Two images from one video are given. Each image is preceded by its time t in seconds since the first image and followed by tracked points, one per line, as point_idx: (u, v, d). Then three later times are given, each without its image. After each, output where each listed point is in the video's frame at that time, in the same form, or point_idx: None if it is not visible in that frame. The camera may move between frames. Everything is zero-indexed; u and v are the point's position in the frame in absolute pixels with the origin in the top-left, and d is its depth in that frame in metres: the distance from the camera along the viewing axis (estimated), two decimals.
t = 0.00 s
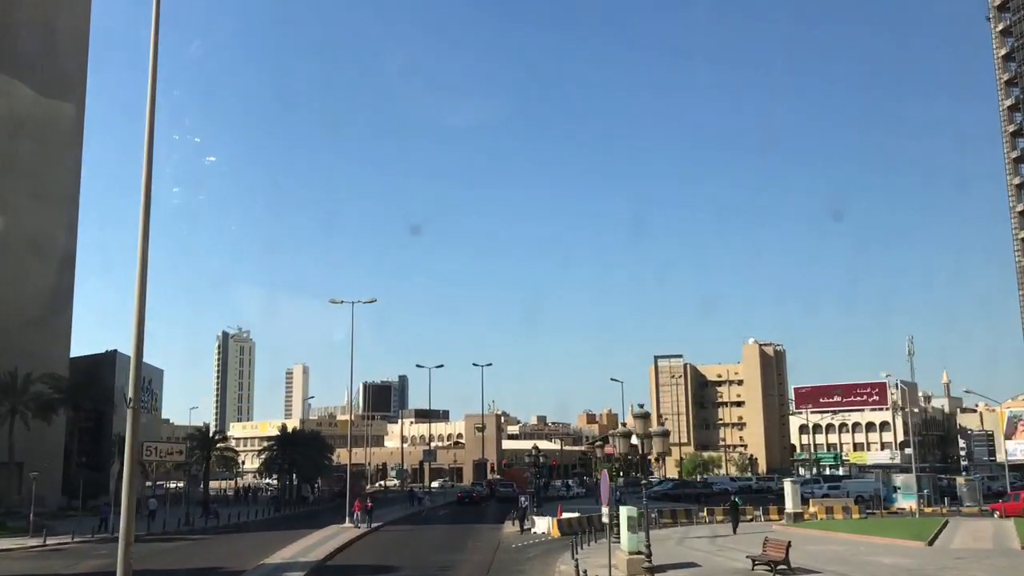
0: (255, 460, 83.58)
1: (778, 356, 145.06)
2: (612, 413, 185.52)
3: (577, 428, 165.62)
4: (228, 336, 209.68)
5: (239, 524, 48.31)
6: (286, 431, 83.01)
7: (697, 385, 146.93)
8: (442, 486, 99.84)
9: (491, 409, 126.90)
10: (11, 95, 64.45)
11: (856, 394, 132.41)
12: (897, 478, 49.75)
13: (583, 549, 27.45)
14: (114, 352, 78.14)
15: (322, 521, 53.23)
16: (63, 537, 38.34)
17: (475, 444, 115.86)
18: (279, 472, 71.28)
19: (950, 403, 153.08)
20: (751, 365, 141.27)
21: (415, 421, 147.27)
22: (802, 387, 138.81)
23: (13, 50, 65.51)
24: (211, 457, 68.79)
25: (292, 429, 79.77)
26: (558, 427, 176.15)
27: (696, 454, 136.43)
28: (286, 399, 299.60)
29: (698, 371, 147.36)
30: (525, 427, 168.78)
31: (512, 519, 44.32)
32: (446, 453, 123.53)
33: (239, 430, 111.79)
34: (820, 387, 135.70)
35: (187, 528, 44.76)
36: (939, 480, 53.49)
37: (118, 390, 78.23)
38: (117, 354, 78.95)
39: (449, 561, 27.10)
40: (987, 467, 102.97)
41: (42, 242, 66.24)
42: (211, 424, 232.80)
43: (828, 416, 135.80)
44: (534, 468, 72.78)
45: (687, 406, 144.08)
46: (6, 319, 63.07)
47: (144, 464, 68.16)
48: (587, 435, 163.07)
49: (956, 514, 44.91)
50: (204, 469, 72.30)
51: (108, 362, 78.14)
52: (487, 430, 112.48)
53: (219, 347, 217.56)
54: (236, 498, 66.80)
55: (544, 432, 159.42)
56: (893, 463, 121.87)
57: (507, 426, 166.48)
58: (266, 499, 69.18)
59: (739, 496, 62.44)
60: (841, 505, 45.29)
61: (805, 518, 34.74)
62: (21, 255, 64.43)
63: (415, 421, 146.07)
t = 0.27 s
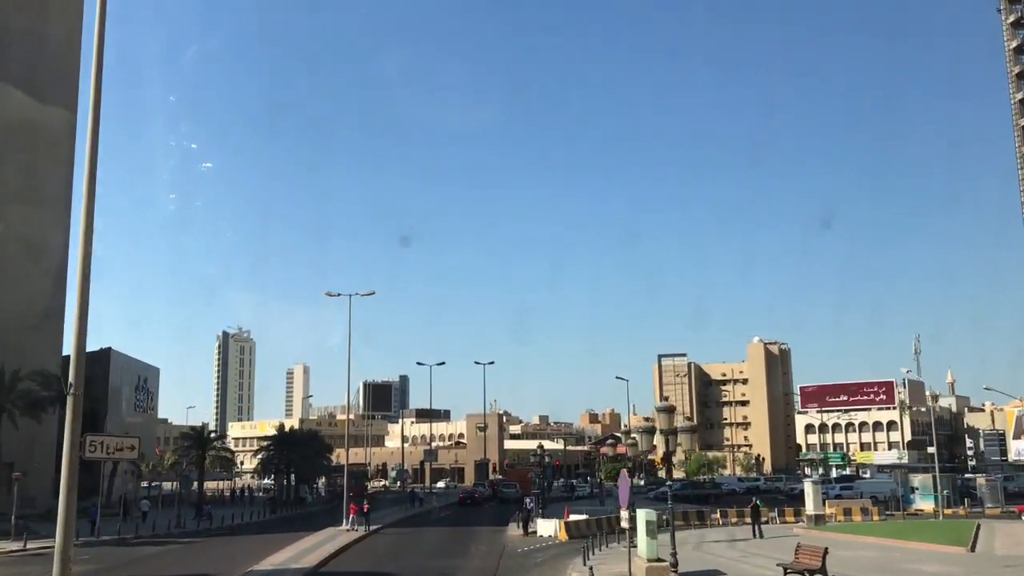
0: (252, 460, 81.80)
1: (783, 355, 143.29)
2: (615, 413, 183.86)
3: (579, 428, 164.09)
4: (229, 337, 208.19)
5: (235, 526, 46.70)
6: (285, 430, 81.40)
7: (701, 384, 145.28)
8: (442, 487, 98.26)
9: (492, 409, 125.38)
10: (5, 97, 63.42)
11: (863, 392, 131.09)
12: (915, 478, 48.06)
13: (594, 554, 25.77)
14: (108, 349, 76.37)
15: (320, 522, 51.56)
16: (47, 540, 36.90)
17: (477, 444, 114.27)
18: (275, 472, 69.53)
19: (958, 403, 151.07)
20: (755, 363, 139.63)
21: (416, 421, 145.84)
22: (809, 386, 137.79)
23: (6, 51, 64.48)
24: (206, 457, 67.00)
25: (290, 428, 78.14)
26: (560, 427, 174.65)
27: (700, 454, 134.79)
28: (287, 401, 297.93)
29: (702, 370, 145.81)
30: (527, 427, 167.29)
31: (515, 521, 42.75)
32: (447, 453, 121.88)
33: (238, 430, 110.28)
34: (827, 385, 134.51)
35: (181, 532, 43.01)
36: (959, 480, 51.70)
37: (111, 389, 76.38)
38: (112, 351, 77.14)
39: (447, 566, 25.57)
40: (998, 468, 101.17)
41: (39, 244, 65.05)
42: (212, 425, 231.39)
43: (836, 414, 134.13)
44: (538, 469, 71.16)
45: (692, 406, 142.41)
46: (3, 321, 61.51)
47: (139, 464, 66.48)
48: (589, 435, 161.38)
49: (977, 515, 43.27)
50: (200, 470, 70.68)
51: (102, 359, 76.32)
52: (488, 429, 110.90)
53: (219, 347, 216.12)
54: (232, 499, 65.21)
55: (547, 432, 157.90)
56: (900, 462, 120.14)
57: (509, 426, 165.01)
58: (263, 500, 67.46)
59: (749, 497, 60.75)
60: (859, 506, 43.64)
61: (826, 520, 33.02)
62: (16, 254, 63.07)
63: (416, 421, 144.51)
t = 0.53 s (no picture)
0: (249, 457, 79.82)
1: (789, 350, 141.41)
2: (619, 410, 181.96)
3: (582, 425, 162.20)
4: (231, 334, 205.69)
5: (227, 526, 44.75)
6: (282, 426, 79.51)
7: (705, 380, 143.33)
8: (444, 485, 96.37)
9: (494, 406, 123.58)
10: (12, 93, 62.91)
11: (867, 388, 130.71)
12: (935, 475, 46.20)
13: (608, 558, 23.76)
14: (102, 344, 74.44)
15: (315, 522, 49.63)
16: (27, 540, 35.02)
17: (479, 441, 112.36)
18: (272, 470, 67.56)
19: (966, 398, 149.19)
20: (761, 359, 137.75)
21: (418, 418, 144.06)
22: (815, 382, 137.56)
23: None
24: (200, 455, 65.05)
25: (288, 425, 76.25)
26: (563, 424, 172.80)
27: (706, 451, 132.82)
28: (289, 396, 296.56)
29: (707, 366, 143.99)
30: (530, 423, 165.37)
31: (520, 521, 40.84)
32: (448, 450, 119.97)
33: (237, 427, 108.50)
34: (836, 380, 134.11)
35: (172, 531, 41.01)
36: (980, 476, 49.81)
37: (106, 385, 74.22)
38: (106, 346, 75.17)
39: (448, 571, 23.72)
40: (1010, 464, 99.25)
41: (46, 236, 64.46)
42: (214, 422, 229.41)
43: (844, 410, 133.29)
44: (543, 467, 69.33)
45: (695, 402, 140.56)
46: None
47: (133, 461, 64.60)
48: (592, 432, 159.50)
49: (1002, 513, 41.48)
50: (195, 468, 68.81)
51: (95, 355, 74.33)
52: (490, 426, 109.07)
53: (221, 344, 213.63)
54: (228, 497, 63.34)
55: (550, 429, 156.07)
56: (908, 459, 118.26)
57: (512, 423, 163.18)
58: (259, 499, 65.53)
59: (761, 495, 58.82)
60: (880, 505, 41.80)
61: (850, 521, 31.12)
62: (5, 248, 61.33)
63: (417, 418, 142.68)
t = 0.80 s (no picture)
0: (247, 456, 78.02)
1: (796, 346, 139.57)
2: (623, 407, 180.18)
3: (586, 422, 160.48)
4: (231, 331, 204.37)
5: (221, 527, 42.92)
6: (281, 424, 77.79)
7: (711, 377, 141.44)
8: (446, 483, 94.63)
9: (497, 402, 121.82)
10: (8, 87, 61.51)
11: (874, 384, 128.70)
12: (957, 473, 44.41)
13: (624, 564, 21.72)
14: (97, 340, 72.57)
15: (313, 521, 47.60)
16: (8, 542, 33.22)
17: (482, 438, 110.56)
18: (270, 468, 65.76)
19: (975, 395, 147.08)
20: (767, 355, 135.89)
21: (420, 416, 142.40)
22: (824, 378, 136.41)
23: None
24: (196, 453, 63.30)
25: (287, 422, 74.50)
26: (567, 421, 171.03)
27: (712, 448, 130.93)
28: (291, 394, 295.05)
29: (713, 362, 142.12)
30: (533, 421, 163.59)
31: (526, 522, 38.96)
32: (451, 448, 118.16)
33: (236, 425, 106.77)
34: (843, 378, 133.23)
35: (163, 532, 39.13)
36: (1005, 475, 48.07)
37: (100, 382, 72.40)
38: (100, 343, 73.36)
39: None
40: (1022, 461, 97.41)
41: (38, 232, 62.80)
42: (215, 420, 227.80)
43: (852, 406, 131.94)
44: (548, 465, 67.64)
45: (701, 398, 138.68)
46: None
47: (126, 460, 62.84)
48: (596, 429, 157.67)
49: None
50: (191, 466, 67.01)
51: (90, 351, 72.48)
52: (494, 424, 107.29)
53: (222, 341, 212.39)
54: (225, 497, 61.61)
55: (553, 426, 154.32)
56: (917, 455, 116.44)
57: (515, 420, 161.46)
58: (256, 498, 63.74)
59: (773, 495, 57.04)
60: (902, 504, 40.05)
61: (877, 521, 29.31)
62: None
63: (419, 415, 140.96)
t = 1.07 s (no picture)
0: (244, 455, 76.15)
1: (801, 343, 137.78)
2: (626, 406, 178.57)
3: (588, 421, 158.60)
4: (231, 331, 202.68)
5: (212, 528, 40.94)
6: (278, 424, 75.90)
7: (715, 375, 139.59)
8: (449, 483, 92.81)
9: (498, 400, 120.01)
10: (7, 88, 60.68)
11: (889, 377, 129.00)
12: (981, 472, 42.62)
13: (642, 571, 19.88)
14: (90, 337, 70.79)
15: (309, 523, 45.80)
16: None
17: (484, 437, 108.74)
18: (267, 467, 64.03)
19: (982, 393, 145.05)
20: (773, 351, 134.19)
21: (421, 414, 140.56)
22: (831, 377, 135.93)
23: None
24: (190, 452, 61.61)
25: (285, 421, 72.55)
26: (569, 420, 169.24)
27: (717, 447, 129.10)
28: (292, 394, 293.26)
29: (717, 360, 140.27)
30: (535, 419, 161.73)
31: (532, 524, 37.17)
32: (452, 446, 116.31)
33: (235, 423, 104.99)
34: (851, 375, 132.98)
35: (152, 535, 37.34)
36: None
37: (93, 380, 70.57)
38: (94, 340, 71.57)
39: None
40: None
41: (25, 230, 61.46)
42: (215, 420, 225.82)
43: (858, 404, 130.42)
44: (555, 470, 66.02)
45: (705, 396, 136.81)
46: None
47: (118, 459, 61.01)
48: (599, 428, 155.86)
49: None
50: (185, 465, 65.13)
51: (82, 348, 70.64)
52: (496, 422, 105.54)
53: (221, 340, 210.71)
54: (219, 498, 59.83)
55: (556, 425, 152.57)
56: (926, 453, 114.59)
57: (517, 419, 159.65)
58: (252, 498, 62.06)
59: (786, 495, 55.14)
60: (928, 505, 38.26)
61: (917, 526, 27.24)
62: None
63: (420, 413, 139.23)
